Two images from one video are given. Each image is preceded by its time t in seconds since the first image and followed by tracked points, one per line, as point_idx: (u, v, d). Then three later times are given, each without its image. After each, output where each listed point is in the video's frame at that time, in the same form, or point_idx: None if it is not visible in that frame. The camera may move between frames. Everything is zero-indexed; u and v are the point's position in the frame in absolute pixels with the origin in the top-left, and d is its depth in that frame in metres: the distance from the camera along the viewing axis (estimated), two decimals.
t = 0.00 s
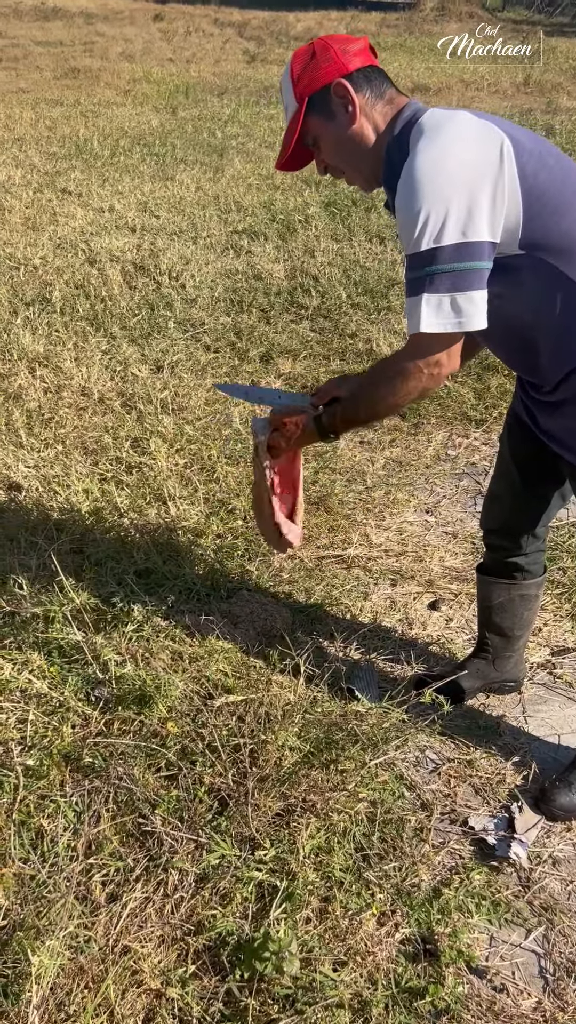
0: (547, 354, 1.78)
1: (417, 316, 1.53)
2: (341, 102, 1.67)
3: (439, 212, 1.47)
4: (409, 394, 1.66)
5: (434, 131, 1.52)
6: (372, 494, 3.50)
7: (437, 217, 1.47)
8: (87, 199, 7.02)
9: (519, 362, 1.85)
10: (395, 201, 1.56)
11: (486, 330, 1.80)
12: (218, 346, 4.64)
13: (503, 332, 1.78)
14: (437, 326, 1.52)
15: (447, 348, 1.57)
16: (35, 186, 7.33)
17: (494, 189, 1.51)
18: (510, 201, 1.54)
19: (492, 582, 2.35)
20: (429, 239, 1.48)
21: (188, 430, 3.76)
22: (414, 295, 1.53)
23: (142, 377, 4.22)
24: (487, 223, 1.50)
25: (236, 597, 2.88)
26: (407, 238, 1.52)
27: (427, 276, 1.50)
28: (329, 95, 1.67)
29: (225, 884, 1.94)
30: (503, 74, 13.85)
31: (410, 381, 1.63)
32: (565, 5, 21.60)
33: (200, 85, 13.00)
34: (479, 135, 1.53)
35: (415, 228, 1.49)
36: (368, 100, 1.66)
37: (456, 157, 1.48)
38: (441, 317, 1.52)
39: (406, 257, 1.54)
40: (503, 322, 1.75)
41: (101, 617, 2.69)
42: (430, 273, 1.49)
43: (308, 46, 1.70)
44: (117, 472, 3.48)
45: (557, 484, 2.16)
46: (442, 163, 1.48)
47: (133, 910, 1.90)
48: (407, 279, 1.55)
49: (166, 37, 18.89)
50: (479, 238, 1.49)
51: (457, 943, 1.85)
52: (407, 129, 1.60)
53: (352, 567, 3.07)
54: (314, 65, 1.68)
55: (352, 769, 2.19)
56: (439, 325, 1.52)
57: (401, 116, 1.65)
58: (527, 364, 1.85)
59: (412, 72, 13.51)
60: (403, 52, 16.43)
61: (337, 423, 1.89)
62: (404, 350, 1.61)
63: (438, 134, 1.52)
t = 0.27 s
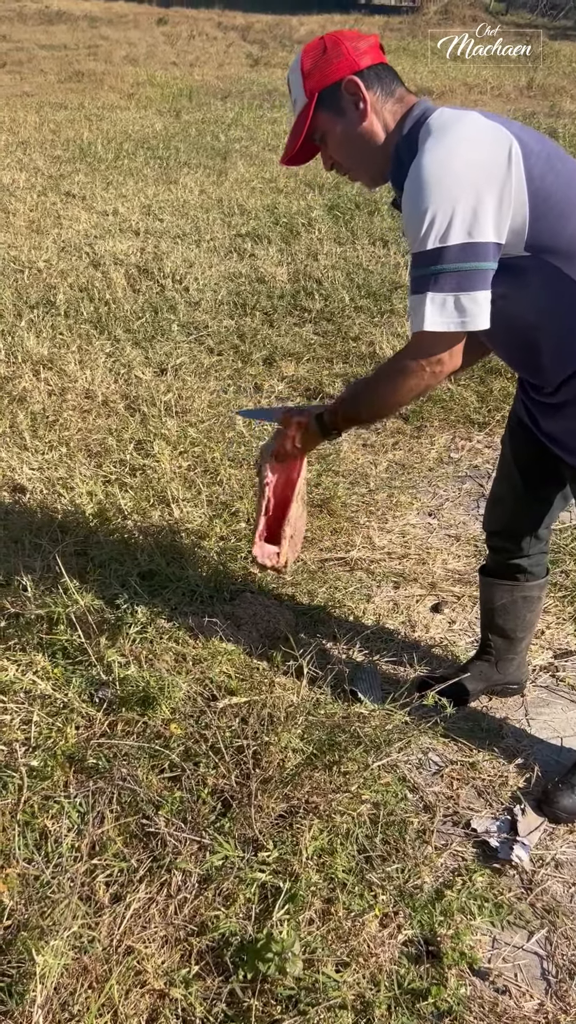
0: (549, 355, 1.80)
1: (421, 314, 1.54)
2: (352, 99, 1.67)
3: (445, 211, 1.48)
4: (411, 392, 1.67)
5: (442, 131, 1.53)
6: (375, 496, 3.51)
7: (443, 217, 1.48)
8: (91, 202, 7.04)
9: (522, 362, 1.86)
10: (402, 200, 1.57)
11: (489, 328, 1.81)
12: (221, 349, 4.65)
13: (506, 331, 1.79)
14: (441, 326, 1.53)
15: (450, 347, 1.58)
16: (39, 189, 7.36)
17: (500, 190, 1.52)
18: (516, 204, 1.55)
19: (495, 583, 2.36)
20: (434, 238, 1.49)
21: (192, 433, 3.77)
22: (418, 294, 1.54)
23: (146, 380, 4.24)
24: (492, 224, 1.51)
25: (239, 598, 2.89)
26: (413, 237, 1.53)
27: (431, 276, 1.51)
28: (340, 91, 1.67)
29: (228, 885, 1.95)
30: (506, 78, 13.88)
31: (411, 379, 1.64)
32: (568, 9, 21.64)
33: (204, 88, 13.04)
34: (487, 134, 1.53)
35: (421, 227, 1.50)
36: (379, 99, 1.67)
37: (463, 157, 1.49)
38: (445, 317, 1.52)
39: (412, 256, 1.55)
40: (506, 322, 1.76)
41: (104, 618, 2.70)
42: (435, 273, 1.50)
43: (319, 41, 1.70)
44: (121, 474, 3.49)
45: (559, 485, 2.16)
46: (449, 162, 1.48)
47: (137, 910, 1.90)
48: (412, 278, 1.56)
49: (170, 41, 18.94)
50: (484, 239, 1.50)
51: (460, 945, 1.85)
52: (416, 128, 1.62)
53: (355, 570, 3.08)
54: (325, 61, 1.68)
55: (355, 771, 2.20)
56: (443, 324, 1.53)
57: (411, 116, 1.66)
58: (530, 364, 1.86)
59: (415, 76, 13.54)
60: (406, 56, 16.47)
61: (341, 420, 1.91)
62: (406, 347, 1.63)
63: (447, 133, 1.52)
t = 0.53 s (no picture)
0: (549, 356, 1.81)
1: (419, 310, 1.55)
2: (353, 108, 1.69)
3: (444, 208, 1.49)
4: (414, 391, 1.68)
5: (444, 129, 1.54)
6: (377, 499, 3.52)
7: (442, 214, 1.49)
8: (94, 206, 7.07)
9: (522, 363, 1.87)
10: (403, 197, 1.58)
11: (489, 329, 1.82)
12: (223, 351, 4.67)
13: (507, 331, 1.80)
14: (439, 322, 1.53)
15: (449, 343, 1.59)
16: (42, 193, 7.39)
17: (500, 189, 1.53)
18: (518, 203, 1.56)
19: (495, 585, 2.37)
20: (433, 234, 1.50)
21: (194, 436, 3.78)
22: (417, 290, 1.55)
23: (148, 383, 4.25)
24: (491, 222, 1.52)
25: (241, 601, 2.90)
26: (413, 234, 1.54)
27: (430, 272, 1.52)
28: (342, 101, 1.69)
29: (229, 886, 1.96)
30: (508, 82, 13.91)
31: (412, 378, 1.65)
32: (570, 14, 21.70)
33: (207, 92, 13.08)
34: (488, 134, 1.55)
35: (421, 223, 1.51)
36: (380, 106, 1.68)
37: (463, 155, 1.50)
38: (443, 313, 1.53)
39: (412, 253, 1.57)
40: (506, 322, 1.77)
41: (106, 620, 2.71)
42: (433, 269, 1.51)
43: (319, 52, 1.72)
44: (123, 476, 3.50)
45: (560, 487, 2.17)
46: (449, 160, 1.50)
47: (138, 910, 1.91)
48: (412, 275, 1.57)
49: (173, 45, 19.00)
50: (483, 237, 1.51)
51: (459, 945, 1.86)
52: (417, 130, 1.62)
53: (356, 572, 3.09)
54: (326, 71, 1.70)
55: (355, 772, 2.21)
56: (440, 320, 1.53)
57: (413, 120, 1.67)
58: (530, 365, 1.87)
59: (417, 81, 13.57)
60: (408, 60, 16.51)
61: (347, 427, 1.92)
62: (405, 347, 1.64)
63: (448, 132, 1.54)
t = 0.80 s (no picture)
0: (548, 355, 1.82)
1: (419, 306, 1.56)
2: (353, 110, 1.71)
3: (443, 205, 1.50)
4: (418, 391, 1.68)
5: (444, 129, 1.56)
6: (376, 501, 3.53)
7: (441, 211, 1.50)
8: (95, 210, 7.10)
9: (520, 363, 1.88)
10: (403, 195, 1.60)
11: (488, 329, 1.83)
12: (224, 355, 4.68)
13: (505, 331, 1.81)
14: (438, 319, 1.54)
15: (449, 339, 1.59)
16: (44, 197, 7.41)
17: (498, 187, 1.54)
18: (516, 202, 1.58)
19: (493, 586, 2.38)
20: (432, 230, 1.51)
21: (194, 439, 3.80)
22: (417, 287, 1.56)
23: (148, 386, 4.27)
24: (489, 219, 1.53)
25: (240, 602, 2.91)
26: (413, 232, 1.56)
27: (430, 269, 1.53)
28: (342, 103, 1.71)
29: (227, 885, 1.96)
30: (510, 86, 13.94)
31: (415, 378, 1.66)
32: (571, 18, 21.75)
33: (208, 97, 13.12)
34: (488, 133, 1.56)
35: (421, 221, 1.53)
36: (379, 107, 1.70)
37: (462, 153, 1.52)
38: (442, 310, 1.54)
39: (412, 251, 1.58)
40: (505, 321, 1.78)
41: (106, 622, 2.72)
42: (433, 266, 1.53)
43: (318, 57, 1.74)
44: (124, 479, 3.51)
45: (559, 488, 2.18)
46: (448, 158, 1.51)
47: (137, 910, 1.92)
48: (412, 272, 1.58)
49: (174, 49, 19.06)
50: (482, 233, 1.52)
51: (457, 945, 1.86)
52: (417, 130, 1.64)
53: (355, 574, 3.10)
54: (325, 75, 1.72)
55: (353, 773, 2.22)
56: (440, 316, 1.54)
57: (412, 120, 1.67)
58: (528, 365, 1.88)
59: (418, 85, 13.60)
60: (410, 64, 16.55)
61: (356, 436, 1.92)
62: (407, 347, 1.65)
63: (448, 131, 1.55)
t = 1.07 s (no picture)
0: (545, 357, 1.82)
1: (424, 308, 1.56)
2: (352, 112, 1.72)
3: (444, 206, 1.51)
4: (429, 390, 1.68)
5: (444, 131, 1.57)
6: (375, 504, 3.54)
7: (442, 212, 1.51)
8: (96, 214, 7.12)
9: (518, 364, 1.89)
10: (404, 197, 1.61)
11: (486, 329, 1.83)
12: (224, 358, 4.70)
13: (503, 332, 1.81)
14: (442, 321, 1.55)
15: (460, 340, 1.59)
16: (45, 201, 7.43)
17: (498, 188, 1.55)
18: (515, 203, 1.59)
19: (490, 588, 2.38)
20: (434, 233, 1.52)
21: (193, 442, 3.81)
22: (421, 289, 1.57)
23: (148, 389, 4.28)
24: (489, 220, 1.54)
25: (239, 604, 2.92)
26: (415, 234, 1.57)
27: (433, 271, 1.54)
28: (341, 106, 1.72)
29: (225, 886, 1.97)
30: (509, 91, 13.98)
31: (426, 376, 1.65)
32: (571, 23, 21.80)
33: (209, 101, 13.15)
34: (488, 135, 1.57)
35: (422, 223, 1.54)
36: (378, 109, 1.71)
37: (462, 154, 1.53)
38: (446, 312, 1.55)
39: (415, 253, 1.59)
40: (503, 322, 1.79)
41: (105, 624, 2.73)
42: (436, 268, 1.53)
43: (316, 62, 1.76)
44: (123, 481, 3.52)
45: (556, 490, 2.19)
46: (448, 160, 1.52)
47: (134, 911, 1.93)
48: (416, 275, 1.59)
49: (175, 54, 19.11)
50: (482, 235, 1.53)
51: (454, 946, 1.87)
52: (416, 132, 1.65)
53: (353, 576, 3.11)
54: (323, 79, 1.73)
55: (351, 774, 2.22)
56: (444, 318, 1.55)
57: (411, 121, 1.69)
58: (526, 367, 1.88)
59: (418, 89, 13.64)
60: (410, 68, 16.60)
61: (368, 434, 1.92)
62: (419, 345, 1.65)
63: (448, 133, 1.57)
